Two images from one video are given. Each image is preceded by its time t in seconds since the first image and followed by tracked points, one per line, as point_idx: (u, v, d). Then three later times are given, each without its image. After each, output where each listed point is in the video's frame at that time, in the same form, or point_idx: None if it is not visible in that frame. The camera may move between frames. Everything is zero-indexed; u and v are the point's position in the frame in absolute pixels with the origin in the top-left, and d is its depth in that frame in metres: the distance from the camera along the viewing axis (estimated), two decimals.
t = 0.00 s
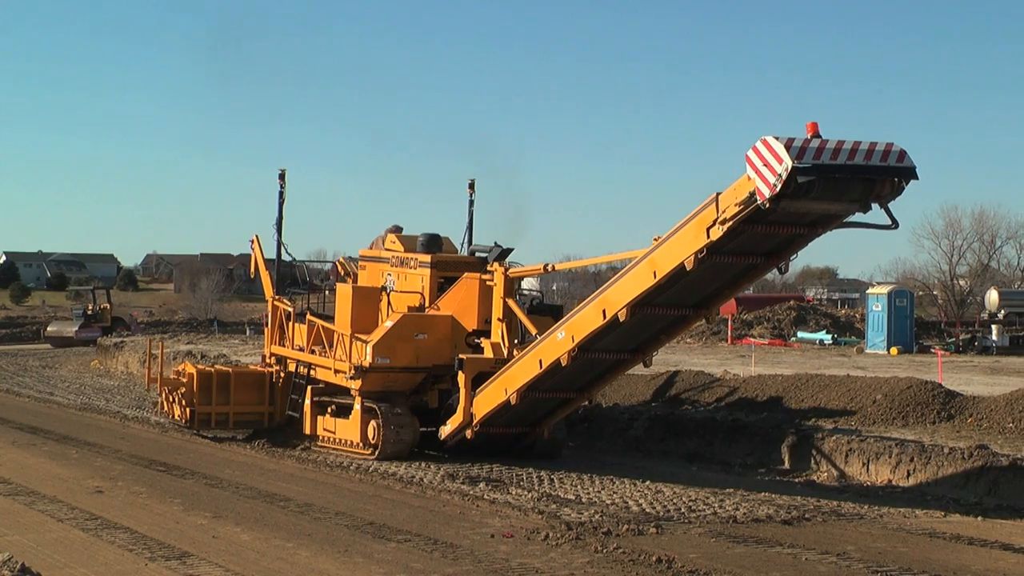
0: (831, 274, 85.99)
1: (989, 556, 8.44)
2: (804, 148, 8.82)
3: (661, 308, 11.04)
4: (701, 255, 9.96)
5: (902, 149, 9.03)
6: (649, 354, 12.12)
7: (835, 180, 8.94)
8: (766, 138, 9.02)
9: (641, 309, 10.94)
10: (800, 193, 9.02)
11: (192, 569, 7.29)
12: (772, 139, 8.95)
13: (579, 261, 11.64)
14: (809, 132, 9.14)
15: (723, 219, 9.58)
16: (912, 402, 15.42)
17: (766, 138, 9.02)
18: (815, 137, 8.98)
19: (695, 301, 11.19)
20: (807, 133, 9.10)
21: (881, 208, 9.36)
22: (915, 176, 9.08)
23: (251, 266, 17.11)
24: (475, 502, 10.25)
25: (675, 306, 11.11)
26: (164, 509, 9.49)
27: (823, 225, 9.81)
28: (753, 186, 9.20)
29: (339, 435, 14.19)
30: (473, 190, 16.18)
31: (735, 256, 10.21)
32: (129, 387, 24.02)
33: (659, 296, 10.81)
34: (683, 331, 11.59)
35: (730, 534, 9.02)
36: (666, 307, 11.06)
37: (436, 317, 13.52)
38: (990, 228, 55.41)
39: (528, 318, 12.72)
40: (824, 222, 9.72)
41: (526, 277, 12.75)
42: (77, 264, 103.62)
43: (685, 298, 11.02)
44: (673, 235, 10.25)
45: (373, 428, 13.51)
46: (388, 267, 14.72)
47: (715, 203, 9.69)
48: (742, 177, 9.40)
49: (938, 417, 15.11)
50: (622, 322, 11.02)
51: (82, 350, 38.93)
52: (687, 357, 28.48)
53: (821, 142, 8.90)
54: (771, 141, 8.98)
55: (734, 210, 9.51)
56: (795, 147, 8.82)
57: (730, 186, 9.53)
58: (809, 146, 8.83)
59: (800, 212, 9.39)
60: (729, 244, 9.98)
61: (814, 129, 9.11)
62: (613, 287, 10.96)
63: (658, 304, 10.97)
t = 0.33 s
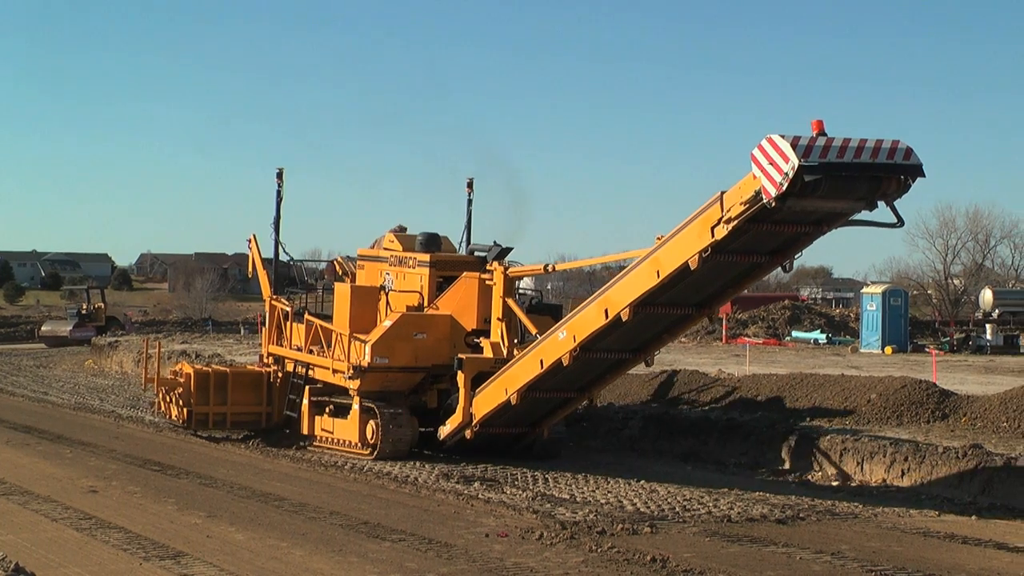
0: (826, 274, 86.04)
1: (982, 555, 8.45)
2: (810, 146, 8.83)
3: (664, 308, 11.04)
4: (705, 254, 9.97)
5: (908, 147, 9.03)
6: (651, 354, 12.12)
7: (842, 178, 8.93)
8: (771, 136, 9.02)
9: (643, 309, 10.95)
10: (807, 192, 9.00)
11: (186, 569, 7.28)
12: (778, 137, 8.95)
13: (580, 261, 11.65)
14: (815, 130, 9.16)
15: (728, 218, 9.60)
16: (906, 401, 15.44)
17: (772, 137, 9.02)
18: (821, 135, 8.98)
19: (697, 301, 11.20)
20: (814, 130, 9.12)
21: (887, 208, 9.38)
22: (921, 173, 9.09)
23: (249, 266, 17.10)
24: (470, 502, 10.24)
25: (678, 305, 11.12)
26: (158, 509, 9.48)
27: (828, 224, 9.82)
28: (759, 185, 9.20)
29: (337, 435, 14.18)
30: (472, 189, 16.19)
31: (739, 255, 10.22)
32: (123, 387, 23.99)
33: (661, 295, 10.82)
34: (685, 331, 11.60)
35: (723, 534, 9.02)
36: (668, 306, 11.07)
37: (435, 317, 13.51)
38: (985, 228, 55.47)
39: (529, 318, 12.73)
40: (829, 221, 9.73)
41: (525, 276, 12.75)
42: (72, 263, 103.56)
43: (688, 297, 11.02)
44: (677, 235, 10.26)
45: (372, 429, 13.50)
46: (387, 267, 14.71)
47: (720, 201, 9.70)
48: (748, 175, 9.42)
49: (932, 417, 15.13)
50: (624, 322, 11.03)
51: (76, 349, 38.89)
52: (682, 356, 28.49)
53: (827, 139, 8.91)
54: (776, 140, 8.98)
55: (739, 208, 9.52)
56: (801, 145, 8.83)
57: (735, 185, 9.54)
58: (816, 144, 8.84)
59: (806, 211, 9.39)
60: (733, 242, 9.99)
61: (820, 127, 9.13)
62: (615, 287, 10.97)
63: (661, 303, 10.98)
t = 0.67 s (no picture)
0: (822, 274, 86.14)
1: (975, 554, 8.46)
2: (812, 144, 8.83)
3: (664, 307, 11.04)
4: (706, 252, 9.96)
5: (911, 144, 9.00)
6: (652, 354, 12.12)
7: (843, 175, 8.95)
8: (773, 134, 9.02)
9: (644, 308, 10.94)
10: (809, 189, 8.98)
11: (179, 570, 7.28)
12: (780, 135, 8.94)
13: (579, 261, 11.65)
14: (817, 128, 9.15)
15: (729, 216, 9.59)
16: (899, 401, 15.45)
17: (774, 134, 9.02)
18: (824, 133, 8.98)
19: (698, 300, 11.21)
20: (816, 128, 9.12)
21: (890, 204, 9.39)
22: (923, 170, 9.05)
23: (245, 266, 17.10)
24: (464, 502, 10.24)
25: (679, 304, 11.12)
26: (152, 509, 9.48)
27: (830, 222, 9.81)
28: (761, 182, 9.17)
29: (335, 436, 14.19)
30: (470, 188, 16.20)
31: (741, 253, 10.21)
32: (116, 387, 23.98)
33: (662, 294, 10.82)
34: (686, 330, 11.61)
35: (716, 533, 9.03)
36: (669, 305, 11.07)
37: (433, 316, 13.50)
38: (978, 227, 55.57)
39: (528, 318, 12.72)
40: (831, 219, 9.72)
41: (524, 276, 12.75)
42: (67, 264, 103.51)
43: (689, 296, 11.03)
44: (678, 233, 10.25)
45: (371, 429, 13.51)
46: (385, 267, 14.69)
47: (721, 200, 9.70)
48: (749, 173, 9.40)
49: (925, 416, 15.14)
50: (625, 321, 11.02)
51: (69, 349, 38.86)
52: (675, 356, 28.52)
53: (829, 136, 8.90)
54: (778, 137, 8.98)
55: (740, 206, 9.50)
56: (803, 142, 8.82)
57: (736, 183, 9.52)
58: (818, 142, 8.83)
59: (809, 209, 9.38)
60: (734, 241, 9.98)
61: (822, 124, 9.13)
62: (615, 286, 10.97)
63: (662, 302, 10.98)
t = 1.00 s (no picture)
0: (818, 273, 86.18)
1: (972, 552, 8.47)
2: (825, 139, 8.78)
3: (671, 305, 11.03)
4: (716, 249, 9.94)
5: (924, 141, 9.00)
6: (659, 352, 12.12)
7: (856, 172, 8.95)
8: (785, 129, 9.00)
9: (652, 306, 10.93)
10: (821, 186, 8.98)
11: (176, 568, 7.27)
12: (793, 130, 8.92)
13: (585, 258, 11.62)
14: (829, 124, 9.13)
15: (740, 212, 9.57)
16: (895, 399, 15.46)
17: (786, 130, 9.00)
18: (837, 128, 8.94)
19: (706, 299, 11.22)
20: (828, 124, 9.10)
21: (901, 202, 9.39)
22: (937, 167, 9.06)
23: (246, 265, 17.08)
24: (460, 500, 10.24)
25: (687, 302, 11.11)
26: (148, 508, 9.48)
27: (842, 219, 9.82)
28: (772, 178, 9.16)
29: (337, 435, 14.18)
30: (472, 185, 16.20)
31: (751, 251, 10.20)
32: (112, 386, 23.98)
33: (670, 291, 10.81)
34: (694, 328, 11.61)
35: (713, 531, 9.04)
36: (677, 303, 11.07)
37: (436, 314, 13.51)
38: (974, 226, 55.63)
39: (531, 315, 12.72)
40: (843, 216, 9.72)
41: (528, 274, 12.75)
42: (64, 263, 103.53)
43: (697, 295, 11.04)
44: (687, 230, 10.24)
45: (373, 428, 13.48)
46: (387, 265, 14.69)
47: (731, 196, 9.69)
48: (760, 168, 9.39)
49: (922, 414, 15.15)
50: (632, 319, 11.00)
51: (64, 348, 38.88)
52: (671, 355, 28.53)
53: (842, 132, 8.86)
54: (791, 132, 8.96)
55: (751, 202, 9.49)
56: (816, 137, 8.78)
57: (747, 178, 9.51)
58: (830, 137, 8.79)
59: (821, 205, 9.38)
60: (744, 238, 9.96)
61: (834, 121, 9.11)
62: (622, 284, 10.96)
63: (669, 300, 10.97)
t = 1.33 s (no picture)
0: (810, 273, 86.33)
1: (960, 552, 8.49)
2: (835, 138, 8.77)
3: (675, 305, 11.03)
4: (723, 249, 9.92)
5: (935, 140, 8.99)
6: (660, 353, 12.15)
7: (866, 171, 8.94)
8: (794, 128, 8.98)
9: (655, 306, 10.91)
10: (830, 185, 8.96)
11: (166, 569, 7.26)
12: (803, 129, 8.90)
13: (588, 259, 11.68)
14: (838, 123, 9.15)
15: (748, 211, 9.55)
16: (884, 399, 15.49)
17: (795, 128, 8.98)
18: (846, 128, 8.94)
19: (710, 299, 11.23)
20: (837, 123, 9.11)
21: (911, 201, 9.34)
22: (948, 166, 9.05)
23: (241, 266, 17.04)
24: (449, 500, 10.24)
25: (691, 302, 11.12)
26: (137, 507, 9.47)
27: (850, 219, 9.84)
28: (782, 177, 9.14)
29: (333, 436, 14.15)
30: (468, 185, 16.20)
31: (758, 251, 10.19)
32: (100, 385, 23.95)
33: (674, 291, 10.80)
34: (697, 328, 11.62)
35: (702, 531, 9.04)
36: (680, 304, 11.07)
37: (434, 314, 13.50)
38: (964, 225, 55.79)
39: (530, 315, 12.74)
40: (851, 216, 9.74)
41: (528, 274, 12.76)
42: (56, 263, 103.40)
43: (701, 295, 11.04)
44: (693, 229, 10.22)
45: (371, 430, 13.43)
46: (383, 264, 14.68)
47: (738, 195, 9.68)
48: (769, 168, 9.37)
49: (911, 413, 15.18)
50: (635, 319, 10.98)
51: (53, 347, 38.84)
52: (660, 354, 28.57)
53: (852, 131, 8.86)
54: (801, 132, 8.94)
55: (760, 202, 9.47)
56: (826, 137, 8.78)
57: (756, 177, 9.49)
58: (840, 137, 8.80)
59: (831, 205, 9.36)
60: (751, 238, 9.95)
61: (843, 120, 9.12)
62: (626, 284, 10.94)
63: (673, 300, 10.96)
